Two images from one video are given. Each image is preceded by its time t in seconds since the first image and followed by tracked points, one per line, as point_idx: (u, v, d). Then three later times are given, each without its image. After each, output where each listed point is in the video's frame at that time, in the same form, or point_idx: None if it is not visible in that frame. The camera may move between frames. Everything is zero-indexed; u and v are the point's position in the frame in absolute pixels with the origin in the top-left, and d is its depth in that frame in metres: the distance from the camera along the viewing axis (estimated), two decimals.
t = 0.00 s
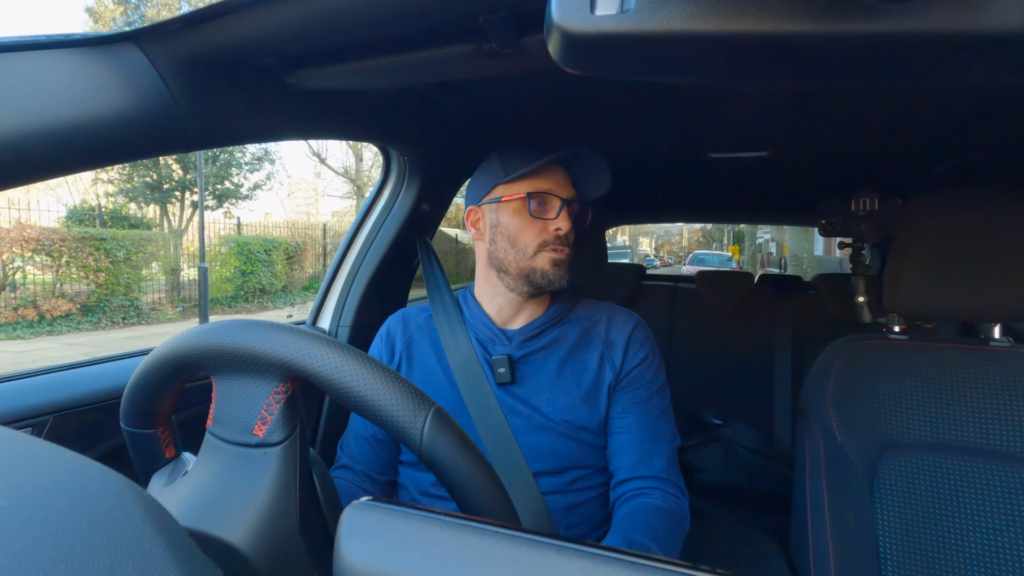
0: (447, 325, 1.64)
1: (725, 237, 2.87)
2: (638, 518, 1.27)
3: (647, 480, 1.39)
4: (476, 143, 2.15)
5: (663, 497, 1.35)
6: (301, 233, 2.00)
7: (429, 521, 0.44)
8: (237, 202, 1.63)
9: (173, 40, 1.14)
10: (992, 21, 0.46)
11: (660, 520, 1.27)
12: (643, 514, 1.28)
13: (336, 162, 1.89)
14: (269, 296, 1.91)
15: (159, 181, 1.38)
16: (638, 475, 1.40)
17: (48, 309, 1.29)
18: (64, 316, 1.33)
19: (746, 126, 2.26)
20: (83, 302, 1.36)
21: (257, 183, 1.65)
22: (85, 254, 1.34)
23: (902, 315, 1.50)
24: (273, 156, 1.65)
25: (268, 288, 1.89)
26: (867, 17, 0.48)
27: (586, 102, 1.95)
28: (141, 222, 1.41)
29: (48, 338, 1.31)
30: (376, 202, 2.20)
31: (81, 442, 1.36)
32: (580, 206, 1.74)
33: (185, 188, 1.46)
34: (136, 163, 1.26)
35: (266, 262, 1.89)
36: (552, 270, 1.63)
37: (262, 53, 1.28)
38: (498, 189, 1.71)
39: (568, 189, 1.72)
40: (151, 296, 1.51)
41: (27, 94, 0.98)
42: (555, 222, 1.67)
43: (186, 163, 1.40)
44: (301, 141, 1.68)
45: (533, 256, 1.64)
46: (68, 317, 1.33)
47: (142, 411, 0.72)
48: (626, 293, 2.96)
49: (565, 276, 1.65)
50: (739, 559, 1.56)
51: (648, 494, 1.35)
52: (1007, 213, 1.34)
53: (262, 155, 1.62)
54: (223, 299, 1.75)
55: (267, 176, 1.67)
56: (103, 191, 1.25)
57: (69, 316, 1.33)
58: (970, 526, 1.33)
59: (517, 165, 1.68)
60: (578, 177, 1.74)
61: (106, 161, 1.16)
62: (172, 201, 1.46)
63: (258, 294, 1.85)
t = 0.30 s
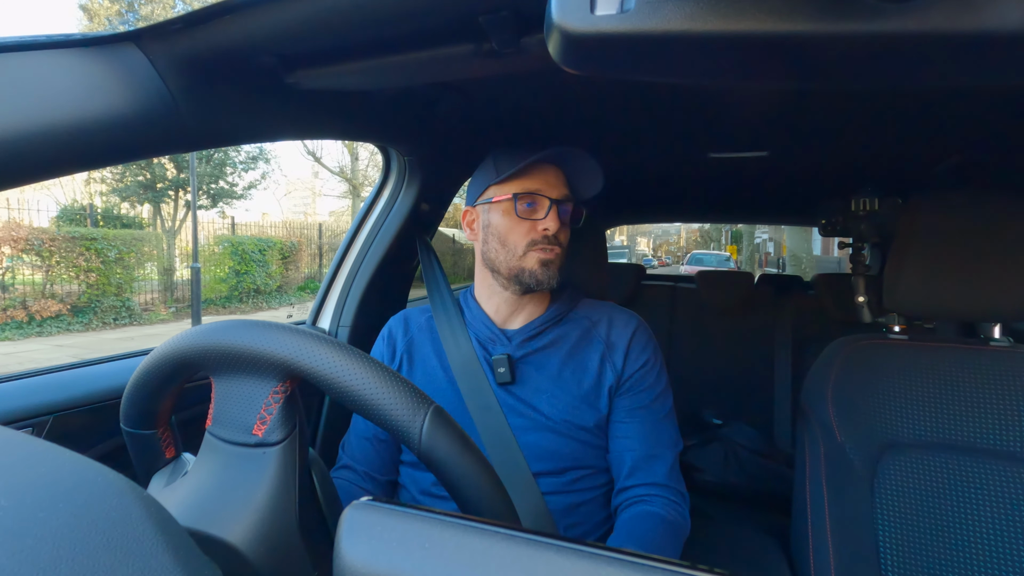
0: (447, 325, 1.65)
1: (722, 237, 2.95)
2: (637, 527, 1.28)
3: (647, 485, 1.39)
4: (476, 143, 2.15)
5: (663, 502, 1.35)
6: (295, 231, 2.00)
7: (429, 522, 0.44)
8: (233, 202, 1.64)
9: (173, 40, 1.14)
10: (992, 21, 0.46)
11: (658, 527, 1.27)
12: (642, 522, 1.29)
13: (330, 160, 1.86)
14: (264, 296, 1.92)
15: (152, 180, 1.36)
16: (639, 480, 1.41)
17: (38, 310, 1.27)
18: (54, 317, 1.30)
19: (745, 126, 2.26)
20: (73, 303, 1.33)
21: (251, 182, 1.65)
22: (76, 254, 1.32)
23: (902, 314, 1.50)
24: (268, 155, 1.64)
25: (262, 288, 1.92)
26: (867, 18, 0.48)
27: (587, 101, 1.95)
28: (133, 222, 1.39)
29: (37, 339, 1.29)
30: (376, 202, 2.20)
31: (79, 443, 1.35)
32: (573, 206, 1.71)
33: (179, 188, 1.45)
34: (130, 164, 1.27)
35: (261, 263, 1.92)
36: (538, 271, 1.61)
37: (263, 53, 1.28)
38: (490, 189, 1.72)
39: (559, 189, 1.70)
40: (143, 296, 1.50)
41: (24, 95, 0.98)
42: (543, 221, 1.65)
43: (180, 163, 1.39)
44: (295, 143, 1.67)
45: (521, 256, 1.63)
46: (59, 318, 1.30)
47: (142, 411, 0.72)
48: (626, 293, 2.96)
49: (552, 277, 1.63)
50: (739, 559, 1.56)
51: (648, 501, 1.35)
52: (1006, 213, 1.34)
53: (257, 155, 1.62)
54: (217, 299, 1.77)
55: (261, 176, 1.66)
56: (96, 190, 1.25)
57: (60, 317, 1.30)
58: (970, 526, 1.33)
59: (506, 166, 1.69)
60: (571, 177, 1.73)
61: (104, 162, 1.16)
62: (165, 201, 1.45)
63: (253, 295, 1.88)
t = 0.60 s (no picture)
0: (447, 325, 1.64)
1: (721, 237, 2.92)
2: (636, 529, 1.28)
3: (647, 487, 1.39)
4: (477, 142, 2.15)
5: (663, 505, 1.35)
6: (291, 232, 2.00)
7: (428, 522, 0.44)
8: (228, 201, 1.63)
9: (173, 40, 1.14)
10: (993, 20, 0.46)
11: (658, 529, 1.27)
12: (641, 525, 1.29)
13: (327, 161, 1.85)
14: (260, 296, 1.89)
15: (144, 179, 1.34)
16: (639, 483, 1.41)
17: (28, 311, 1.28)
18: (43, 318, 1.31)
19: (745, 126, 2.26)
20: (63, 303, 1.33)
21: (247, 182, 1.64)
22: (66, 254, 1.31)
23: (902, 315, 1.50)
24: (263, 154, 1.63)
25: (257, 288, 1.89)
26: (867, 18, 0.48)
27: (587, 102, 1.95)
28: (124, 222, 1.38)
29: (26, 339, 1.28)
30: (375, 202, 2.20)
31: (79, 443, 1.36)
32: (563, 208, 1.68)
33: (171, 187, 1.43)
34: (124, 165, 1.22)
35: (255, 262, 1.90)
36: (519, 274, 1.60)
37: (263, 53, 1.28)
38: (482, 191, 1.73)
39: (546, 191, 1.68)
40: (133, 297, 1.48)
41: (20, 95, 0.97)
42: (526, 224, 1.64)
43: (173, 162, 1.38)
44: (290, 143, 1.67)
45: (505, 259, 1.63)
46: (48, 320, 1.31)
47: (142, 411, 0.72)
48: (625, 293, 2.96)
49: (534, 281, 1.61)
50: (739, 559, 1.56)
51: (648, 502, 1.35)
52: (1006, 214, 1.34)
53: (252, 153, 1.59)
54: (210, 299, 1.73)
55: (256, 174, 1.64)
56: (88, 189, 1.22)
57: (49, 319, 1.31)
58: (970, 526, 1.33)
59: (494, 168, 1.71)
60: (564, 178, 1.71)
61: (99, 163, 1.15)
62: (158, 200, 1.44)
63: (247, 295, 1.86)
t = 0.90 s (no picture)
0: (446, 326, 1.64)
1: (718, 237, 2.97)
2: (633, 532, 1.28)
3: (646, 489, 1.40)
4: (477, 142, 2.15)
5: (661, 507, 1.35)
6: (287, 231, 1.95)
7: (428, 522, 0.44)
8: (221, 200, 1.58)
9: (174, 39, 1.14)
10: (992, 20, 0.46)
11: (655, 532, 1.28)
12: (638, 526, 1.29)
13: (320, 158, 1.81)
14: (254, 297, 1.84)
15: (137, 177, 1.32)
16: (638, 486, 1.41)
17: (14, 311, 1.24)
18: (31, 318, 1.27)
19: (746, 126, 2.26)
20: (51, 303, 1.29)
21: (241, 180, 1.60)
22: (54, 253, 1.26)
23: (902, 315, 1.50)
24: (258, 153, 1.60)
25: (251, 288, 1.85)
26: (867, 18, 0.48)
27: (587, 102, 1.95)
28: (116, 221, 1.36)
29: (12, 342, 1.26)
30: (376, 202, 2.20)
31: (77, 443, 1.35)
32: (553, 207, 1.65)
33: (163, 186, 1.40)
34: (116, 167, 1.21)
35: (250, 262, 1.86)
36: (507, 276, 1.60)
37: (264, 52, 1.28)
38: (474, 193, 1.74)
39: (535, 190, 1.67)
40: (125, 298, 1.44)
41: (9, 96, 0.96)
42: (514, 225, 1.63)
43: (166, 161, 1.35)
44: (285, 143, 1.64)
45: (493, 261, 1.64)
46: (36, 320, 1.28)
47: (142, 412, 0.72)
48: (625, 293, 2.96)
49: (522, 283, 1.60)
50: (739, 559, 1.56)
51: (646, 505, 1.35)
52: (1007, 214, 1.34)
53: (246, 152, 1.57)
54: (203, 299, 1.69)
55: (251, 173, 1.61)
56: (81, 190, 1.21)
57: (37, 319, 1.28)
58: (970, 526, 1.33)
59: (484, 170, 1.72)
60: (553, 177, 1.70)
61: (95, 165, 1.14)
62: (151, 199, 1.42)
63: (240, 295, 1.82)
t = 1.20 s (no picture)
0: (446, 326, 1.64)
1: (716, 238, 2.95)
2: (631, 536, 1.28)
3: (645, 491, 1.40)
4: (476, 142, 2.15)
5: (660, 509, 1.35)
6: (281, 231, 1.94)
7: (429, 522, 0.44)
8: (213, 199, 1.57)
9: (173, 40, 1.14)
10: (991, 20, 0.46)
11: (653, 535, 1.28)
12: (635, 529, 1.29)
13: (316, 158, 1.81)
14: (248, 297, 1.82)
15: (129, 176, 1.31)
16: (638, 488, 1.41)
17: (2, 312, 1.23)
18: (19, 319, 1.26)
19: (745, 126, 2.25)
20: (40, 304, 1.28)
21: (235, 179, 1.59)
22: (42, 254, 1.26)
23: (901, 315, 1.50)
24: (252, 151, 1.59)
25: (244, 288, 1.83)
26: (866, 18, 0.48)
27: (588, 102, 1.95)
28: (107, 221, 1.34)
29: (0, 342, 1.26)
30: (375, 202, 2.20)
31: (76, 443, 1.35)
32: (553, 206, 1.66)
33: (156, 185, 1.39)
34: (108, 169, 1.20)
35: (243, 262, 1.84)
36: (510, 277, 1.60)
37: (264, 53, 1.28)
38: (473, 193, 1.73)
39: (534, 189, 1.67)
40: (116, 297, 1.43)
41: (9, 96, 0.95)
42: (515, 225, 1.63)
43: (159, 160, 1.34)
44: (279, 143, 1.65)
45: (494, 262, 1.63)
46: (24, 320, 1.27)
47: (141, 413, 0.72)
48: (625, 293, 2.96)
49: (525, 283, 1.60)
50: (739, 559, 1.56)
51: (644, 508, 1.35)
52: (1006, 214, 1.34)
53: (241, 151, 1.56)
54: (196, 300, 1.69)
55: (244, 172, 1.60)
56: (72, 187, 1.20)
57: (25, 319, 1.27)
58: (971, 527, 1.33)
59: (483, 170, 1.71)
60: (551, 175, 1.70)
61: (90, 166, 1.14)
62: (143, 198, 1.41)
63: (234, 295, 1.80)
